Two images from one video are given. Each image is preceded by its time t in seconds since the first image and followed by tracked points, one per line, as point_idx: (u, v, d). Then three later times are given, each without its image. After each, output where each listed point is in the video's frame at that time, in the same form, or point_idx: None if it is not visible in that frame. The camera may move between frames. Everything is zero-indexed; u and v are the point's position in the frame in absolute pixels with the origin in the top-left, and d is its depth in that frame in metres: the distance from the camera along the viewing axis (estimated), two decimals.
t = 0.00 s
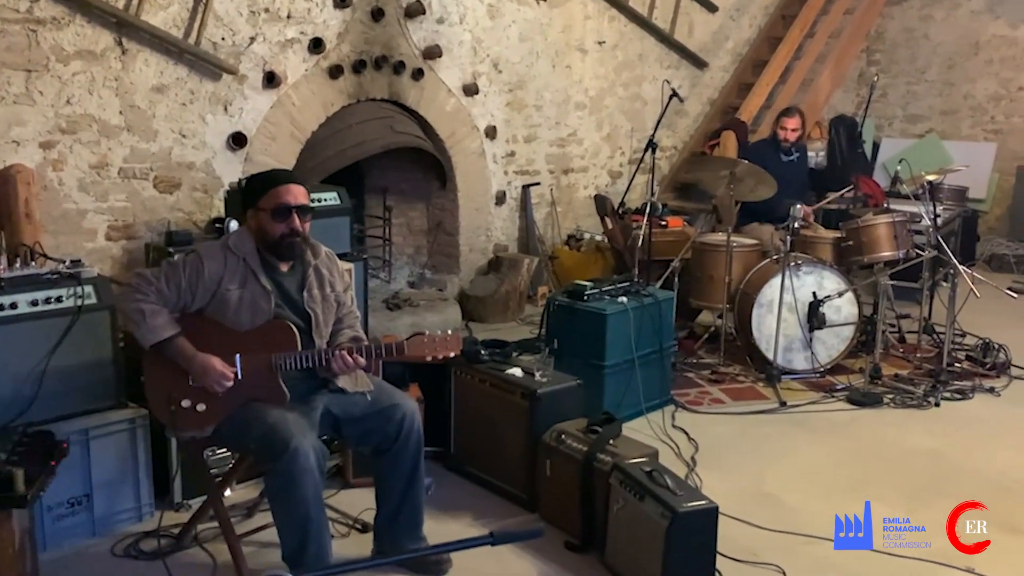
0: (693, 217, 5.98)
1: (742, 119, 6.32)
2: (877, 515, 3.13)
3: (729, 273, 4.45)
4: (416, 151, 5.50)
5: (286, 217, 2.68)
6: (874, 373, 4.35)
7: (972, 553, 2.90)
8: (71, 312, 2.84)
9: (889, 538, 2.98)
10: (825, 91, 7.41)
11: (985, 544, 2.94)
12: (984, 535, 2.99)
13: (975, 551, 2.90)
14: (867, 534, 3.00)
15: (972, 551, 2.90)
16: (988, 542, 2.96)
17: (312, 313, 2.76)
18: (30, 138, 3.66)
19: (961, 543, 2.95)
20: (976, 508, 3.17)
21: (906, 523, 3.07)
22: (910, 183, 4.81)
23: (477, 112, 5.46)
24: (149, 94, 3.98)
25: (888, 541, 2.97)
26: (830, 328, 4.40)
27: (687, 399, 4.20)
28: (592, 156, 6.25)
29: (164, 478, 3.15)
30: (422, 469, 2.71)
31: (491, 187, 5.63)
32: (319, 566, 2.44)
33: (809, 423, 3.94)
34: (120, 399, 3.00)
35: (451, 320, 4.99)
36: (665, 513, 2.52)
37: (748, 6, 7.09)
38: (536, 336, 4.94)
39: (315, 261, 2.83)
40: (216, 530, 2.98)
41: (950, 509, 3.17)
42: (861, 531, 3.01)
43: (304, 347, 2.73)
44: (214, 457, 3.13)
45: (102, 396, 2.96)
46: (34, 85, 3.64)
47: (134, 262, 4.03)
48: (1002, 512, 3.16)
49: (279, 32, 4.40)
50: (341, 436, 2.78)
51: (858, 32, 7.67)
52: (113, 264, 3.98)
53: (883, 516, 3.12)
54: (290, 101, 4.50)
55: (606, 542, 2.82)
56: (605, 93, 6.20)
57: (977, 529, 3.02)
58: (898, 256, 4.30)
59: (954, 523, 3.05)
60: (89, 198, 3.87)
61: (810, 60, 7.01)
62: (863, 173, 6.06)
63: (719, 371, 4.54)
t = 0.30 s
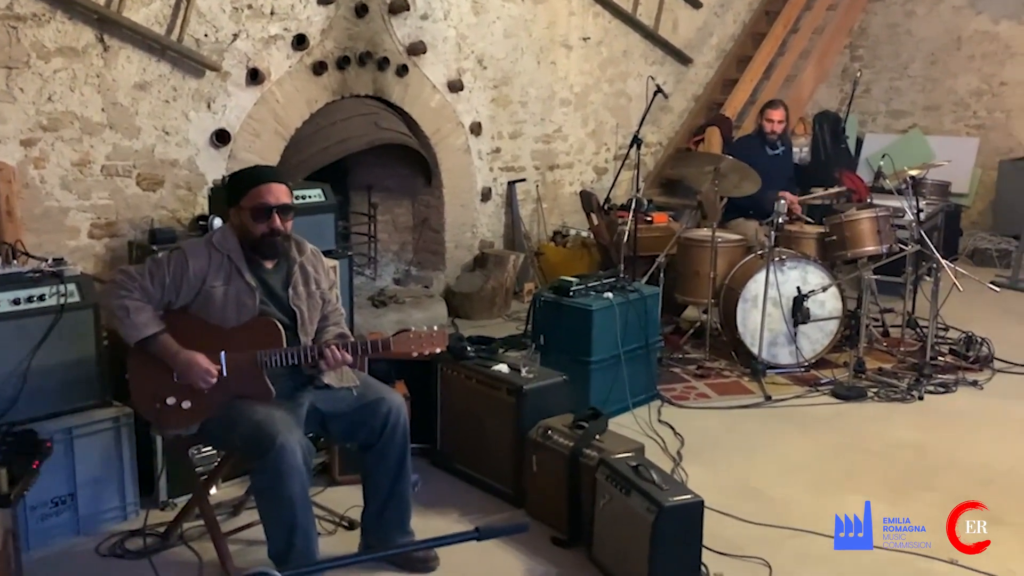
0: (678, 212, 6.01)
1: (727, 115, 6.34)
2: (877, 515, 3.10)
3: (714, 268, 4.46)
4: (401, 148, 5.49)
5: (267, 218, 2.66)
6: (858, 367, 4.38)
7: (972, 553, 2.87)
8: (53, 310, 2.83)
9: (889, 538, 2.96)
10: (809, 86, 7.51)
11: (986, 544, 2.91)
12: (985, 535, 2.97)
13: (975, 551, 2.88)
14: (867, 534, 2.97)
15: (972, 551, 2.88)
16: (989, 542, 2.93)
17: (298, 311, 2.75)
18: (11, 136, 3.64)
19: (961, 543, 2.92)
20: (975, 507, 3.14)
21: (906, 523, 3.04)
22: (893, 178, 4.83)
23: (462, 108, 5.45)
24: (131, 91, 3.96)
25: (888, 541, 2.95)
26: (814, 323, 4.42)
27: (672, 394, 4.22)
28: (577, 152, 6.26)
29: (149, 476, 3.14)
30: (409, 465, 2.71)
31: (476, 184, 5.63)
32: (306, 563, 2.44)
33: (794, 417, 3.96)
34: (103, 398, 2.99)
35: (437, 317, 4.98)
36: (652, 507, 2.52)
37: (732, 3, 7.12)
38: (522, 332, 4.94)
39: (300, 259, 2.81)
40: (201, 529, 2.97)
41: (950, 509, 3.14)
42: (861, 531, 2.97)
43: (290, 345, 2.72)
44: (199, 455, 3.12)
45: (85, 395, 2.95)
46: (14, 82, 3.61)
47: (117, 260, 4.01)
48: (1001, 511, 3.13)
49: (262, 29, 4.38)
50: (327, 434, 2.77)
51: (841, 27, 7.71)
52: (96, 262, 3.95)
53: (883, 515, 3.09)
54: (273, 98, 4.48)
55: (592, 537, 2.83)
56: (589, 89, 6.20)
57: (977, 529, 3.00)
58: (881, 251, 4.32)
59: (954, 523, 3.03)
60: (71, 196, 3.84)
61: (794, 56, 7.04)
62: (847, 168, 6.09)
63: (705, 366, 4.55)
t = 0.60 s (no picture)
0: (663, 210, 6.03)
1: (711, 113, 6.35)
2: (877, 515, 3.08)
3: (698, 266, 4.48)
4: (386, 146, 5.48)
5: (261, 212, 2.65)
6: (843, 364, 4.40)
7: (972, 553, 2.85)
8: (34, 311, 2.82)
9: (890, 539, 2.94)
10: (792, 83, 7.55)
11: (986, 545, 2.90)
12: (985, 535, 2.95)
13: (975, 551, 2.86)
14: (867, 533, 2.95)
15: (972, 551, 2.86)
16: (989, 542, 2.91)
17: (281, 310, 2.74)
18: None
19: (961, 543, 2.90)
20: (976, 508, 3.12)
21: (906, 523, 3.03)
22: (877, 176, 4.86)
23: (446, 106, 5.44)
24: (113, 90, 3.93)
25: (888, 541, 2.94)
26: (798, 320, 4.43)
27: (658, 392, 4.23)
28: (562, 150, 6.26)
29: (133, 477, 3.12)
30: (394, 465, 2.71)
31: (461, 182, 5.62)
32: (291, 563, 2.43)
33: (779, 414, 3.98)
34: (86, 399, 2.97)
35: (423, 315, 4.98)
36: (637, 505, 2.53)
37: (716, 1, 7.14)
38: (508, 330, 4.94)
39: (285, 257, 2.80)
40: (185, 529, 2.95)
41: (950, 509, 3.12)
42: (861, 531, 2.96)
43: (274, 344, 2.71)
44: (182, 455, 3.11)
45: (67, 396, 2.93)
46: None
47: (99, 259, 3.98)
48: (1002, 512, 3.11)
49: (245, 27, 4.36)
50: (311, 433, 2.76)
51: (825, 25, 7.74)
52: (78, 262, 3.92)
53: (884, 515, 3.08)
54: (257, 96, 4.46)
55: (578, 536, 2.83)
56: (574, 87, 6.20)
57: (977, 529, 2.98)
58: (865, 248, 4.34)
59: (954, 523, 3.01)
60: (52, 195, 3.82)
61: (778, 53, 7.06)
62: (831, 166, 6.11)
63: (690, 363, 4.57)
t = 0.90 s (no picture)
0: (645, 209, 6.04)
1: (692, 112, 6.37)
2: (878, 515, 3.08)
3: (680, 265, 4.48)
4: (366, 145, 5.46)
5: (232, 214, 2.63)
6: (823, 362, 4.43)
7: (972, 553, 2.85)
8: (10, 312, 2.79)
9: (889, 539, 2.94)
10: (772, 83, 7.58)
11: (986, 544, 2.90)
12: (985, 535, 2.95)
13: (975, 551, 2.86)
14: (867, 533, 2.96)
15: (973, 551, 2.86)
16: (989, 542, 2.91)
17: (260, 307, 2.73)
18: None
19: (961, 543, 2.90)
20: (976, 508, 3.12)
21: (906, 523, 3.03)
22: (855, 174, 4.89)
23: (427, 105, 5.43)
24: (90, 88, 3.90)
25: (888, 541, 2.94)
26: (779, 318, 4.45)
27: (639, 390, 4.23)
28: (543, 149, 6.26)
29: (111, 479, 3.09)
30: (375, 466, 2.70)
31: (442, 181, 5.61)
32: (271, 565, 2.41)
33: (760, 412, 4.00)
34: (62, 400, 2.95)
35: (404, 315, 4.96)
36: (619, 504, 2.53)
37: None
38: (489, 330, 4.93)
39: (262, 255, 2.78)
40: (165, 532, 2.93)
41: (950, 509, 3.12)
42: (861, 531, 2.96)
43: (253, 342, 2.70)
44: (161, 457, 3.08)
45: (43, 398, 2.91)
46: None
47: (77, 259, 3.94)
48: (1003, 512, 3.11)
49: (224, 25, 4.34)
50: (292, 434, 2.74)
51: (804, 24, 7.78)
52: (55, 262, 3.88)
53: (884, 515, 3.08)
54: (236, 95, 4.44)
55: (560, 535, 2.83)
56: (555, 86, 6.21)
57: (977, 529, 2.98)
58: (845, 246, 4.35)
59: (954, 523, 3.01)
60: (28, 195, 3.78)
61: (758, 53, 7.09)
62: (811, 164, 6.15)
63: (672, 362, 4.58)
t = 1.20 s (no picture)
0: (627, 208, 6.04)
1: (674, 112, 6.39)
2: (878, 515, 3.09)
3: (662, 264, 4.50)
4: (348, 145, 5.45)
5: (216, 221, 2.61)
6: (804, 361, 4.45)
7: (973, 553, 2.86)
8: None
9: (890, 539, 2.95)
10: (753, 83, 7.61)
11: (986, 544, 2.90)
12: (985, 535, 2.95)
13: (975, 551, 2.87)
14: (867, 533, 2.96)
15: (973, 551, 2.86)
16: (989, 542, 2.92)
17: (243, 309, 2.71)
18: None
19: (961, 543, 2.91)
20: (976, 508, 3.13)
21: (906, 523, 3.03)
22: (835, 174, 4.91)
23: (409, 105, 5.41)
24: (68, 88, 3.86)
25: (888, 541, 2.94)
26: (760, 317, 4.47)
27: (622, 390, 4.24)
28: (526, 149, 6.26)
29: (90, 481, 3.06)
30: (358, 466, 2.69)
31: (424, 181, 5.59)
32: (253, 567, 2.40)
33: (743, 411, 4.01)
34: (40, 403, 2.92)
35: (386, 316, 4.95)
36: (601, 503, 2.53)
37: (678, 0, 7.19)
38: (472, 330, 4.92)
39: (244, 257, 2.77)
40: (144, 534, 2.91)
41: (951, 509, 3.12)
42: (861, 531, 2.97)
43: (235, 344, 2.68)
44: (141, 459, 3.06)
45: (21, 400, 2.88)
46: None
47: (54, 261, 3.90)
48: (1003, 512, 3.11)
49: (203, 25, 4.32)
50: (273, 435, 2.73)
51: (786, 23, 7.80)
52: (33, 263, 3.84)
53: (884, 515, 3.08)
54: (216, 95, 4.41)
55: (543, 535, 2.83)
56: (537, 86, 6.21)
57: (977, 529, 2.98)
58: (825, 246, 4.37)
59: (954, 523, 3.02)
60: (5, 196, 3.74)
61: (739, 53, 7.12)
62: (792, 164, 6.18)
63: (654, 361, 4.59)
